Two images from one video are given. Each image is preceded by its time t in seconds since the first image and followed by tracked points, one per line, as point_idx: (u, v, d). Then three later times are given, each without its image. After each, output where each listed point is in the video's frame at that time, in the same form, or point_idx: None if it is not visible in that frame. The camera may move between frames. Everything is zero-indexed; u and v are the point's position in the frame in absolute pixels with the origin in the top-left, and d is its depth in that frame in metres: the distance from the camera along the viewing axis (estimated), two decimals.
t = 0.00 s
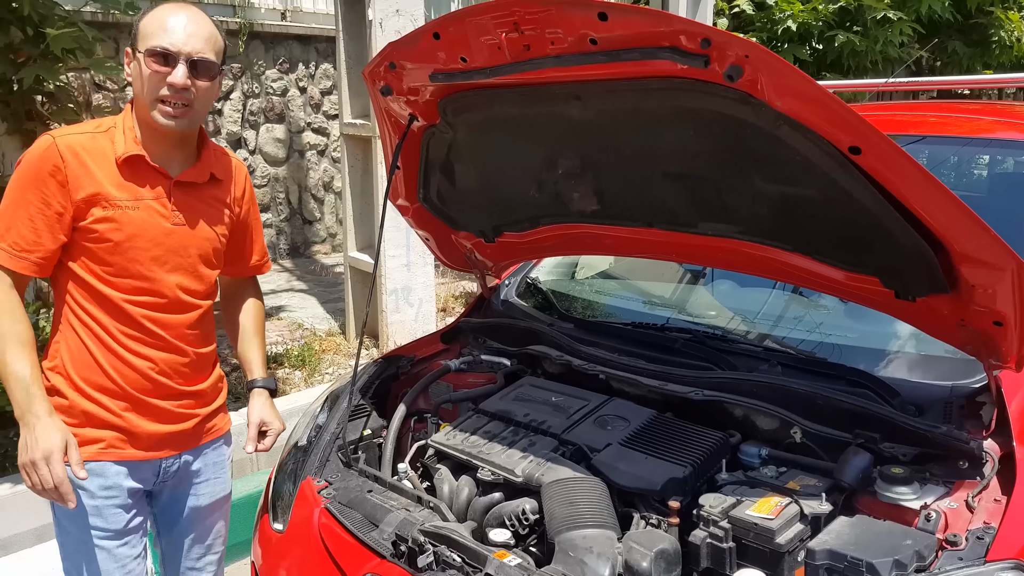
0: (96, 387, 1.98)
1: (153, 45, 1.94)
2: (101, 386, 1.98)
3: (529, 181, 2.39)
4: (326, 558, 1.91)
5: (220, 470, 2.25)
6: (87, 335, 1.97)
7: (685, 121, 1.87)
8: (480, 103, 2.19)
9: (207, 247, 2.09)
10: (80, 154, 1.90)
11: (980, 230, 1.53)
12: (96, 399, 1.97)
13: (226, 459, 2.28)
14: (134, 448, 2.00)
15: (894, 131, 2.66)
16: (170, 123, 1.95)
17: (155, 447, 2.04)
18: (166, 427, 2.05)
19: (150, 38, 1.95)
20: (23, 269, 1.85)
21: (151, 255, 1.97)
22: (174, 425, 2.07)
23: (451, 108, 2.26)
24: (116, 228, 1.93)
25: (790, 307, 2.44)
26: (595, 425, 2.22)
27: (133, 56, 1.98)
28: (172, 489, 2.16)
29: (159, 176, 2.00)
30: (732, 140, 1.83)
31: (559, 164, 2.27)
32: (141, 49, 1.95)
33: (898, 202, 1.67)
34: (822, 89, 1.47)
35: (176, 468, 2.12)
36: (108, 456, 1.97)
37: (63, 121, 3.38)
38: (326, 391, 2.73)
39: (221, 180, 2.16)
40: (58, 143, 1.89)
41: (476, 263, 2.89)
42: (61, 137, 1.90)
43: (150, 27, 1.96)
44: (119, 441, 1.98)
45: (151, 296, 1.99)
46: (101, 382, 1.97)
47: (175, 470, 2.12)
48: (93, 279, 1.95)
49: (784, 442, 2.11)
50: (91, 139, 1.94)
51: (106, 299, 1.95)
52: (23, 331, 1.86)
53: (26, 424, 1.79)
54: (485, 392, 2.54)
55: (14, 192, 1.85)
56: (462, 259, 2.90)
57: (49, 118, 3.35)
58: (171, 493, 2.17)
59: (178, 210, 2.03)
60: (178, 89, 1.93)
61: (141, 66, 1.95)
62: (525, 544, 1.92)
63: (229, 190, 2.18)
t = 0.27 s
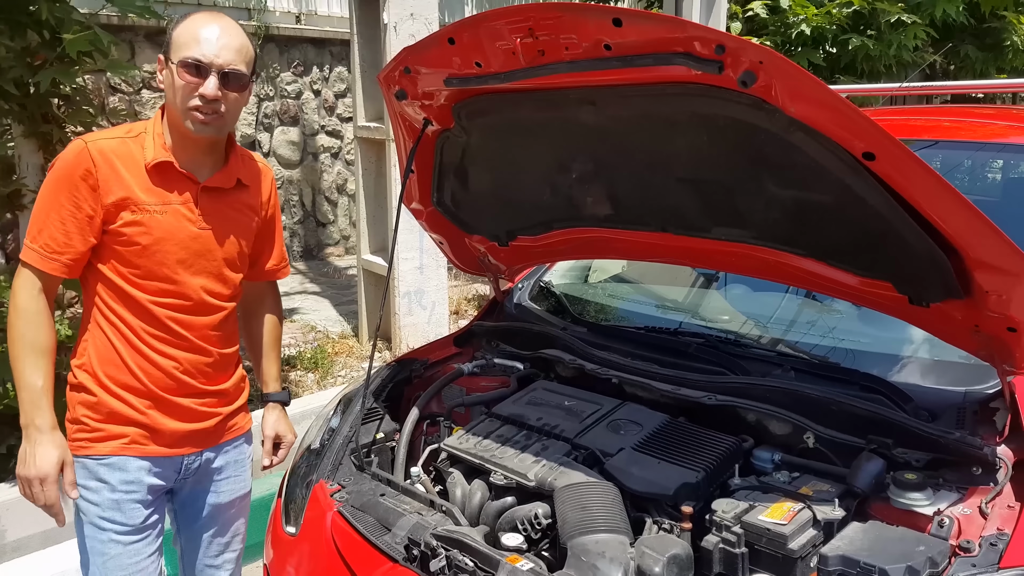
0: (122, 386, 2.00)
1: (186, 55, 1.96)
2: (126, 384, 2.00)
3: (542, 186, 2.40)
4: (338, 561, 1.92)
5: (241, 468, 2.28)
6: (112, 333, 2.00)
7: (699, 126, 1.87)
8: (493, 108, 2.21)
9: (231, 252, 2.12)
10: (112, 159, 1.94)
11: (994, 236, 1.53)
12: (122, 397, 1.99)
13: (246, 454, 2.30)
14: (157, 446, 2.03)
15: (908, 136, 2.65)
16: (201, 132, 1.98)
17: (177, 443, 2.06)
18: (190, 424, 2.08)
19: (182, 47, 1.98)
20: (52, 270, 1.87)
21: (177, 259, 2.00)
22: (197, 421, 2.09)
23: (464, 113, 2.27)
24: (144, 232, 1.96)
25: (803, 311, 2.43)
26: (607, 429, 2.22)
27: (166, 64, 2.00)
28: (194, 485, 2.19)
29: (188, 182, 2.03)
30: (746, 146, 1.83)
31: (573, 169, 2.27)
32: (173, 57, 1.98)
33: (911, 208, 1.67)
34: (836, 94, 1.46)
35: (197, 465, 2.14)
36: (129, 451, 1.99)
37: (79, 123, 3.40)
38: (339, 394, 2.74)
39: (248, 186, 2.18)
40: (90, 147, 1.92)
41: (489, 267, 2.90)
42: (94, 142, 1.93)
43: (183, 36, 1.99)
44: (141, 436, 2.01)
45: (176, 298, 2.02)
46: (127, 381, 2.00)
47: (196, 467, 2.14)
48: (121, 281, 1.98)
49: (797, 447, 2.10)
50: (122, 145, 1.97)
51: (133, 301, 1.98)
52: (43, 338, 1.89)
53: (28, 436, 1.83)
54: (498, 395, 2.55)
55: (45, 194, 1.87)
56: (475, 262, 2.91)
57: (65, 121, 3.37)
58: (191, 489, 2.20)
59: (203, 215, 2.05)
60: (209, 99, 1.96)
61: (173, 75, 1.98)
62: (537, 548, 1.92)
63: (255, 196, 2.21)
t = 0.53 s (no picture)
0: (135, 390, 2.01)
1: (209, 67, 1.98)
2: (139, 389, 2.01)
3: (547, 194, 2.41)
4: (343, 569, 1.92)
5: (252, 473, 2.29)
6: (126, 338, 2.01)
7: (703, 135, 1.87)
8: (499, 116, 2.22)
9: (246, 259, 2.13)
10: (132, 164, 1.95)
11: (998, 245, 1.53)
12: (135, 402, 2.00)
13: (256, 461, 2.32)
14: (168, 452, 2.04)
15: (913, 144, 2.66)
16: (222, 144, 2.00)
17: (188, 450, 2.07)
18: (202, 430, 2.09)
19: (205, 60, 1.99)
20: (71, 273, 1.89)
21: (192, 265, 2.01)
22: (208, 428, 2.10)
23: (470, 121, 2.28)
24: (161, 237, 1.97)
25: (807, 320, 2.43)
26: (612, 437, 2.22)
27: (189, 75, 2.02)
28: (203, 493, 2.20)
29: (207, 190, 2.05)
30: (750, 154, 1.84)
31: (577, 177, 2.28)
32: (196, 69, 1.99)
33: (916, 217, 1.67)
34: (840, 103, 1.47)
35: (208, 471, 2.15)
36: (141, 458, 2.00)
37: (86, 131, 3.42)
38: (345, 402, 2.75)
39: (265, 195, 2.20)
40: (111, 152, 1.94)
41: (495, 275, 2.91)
42: (114, 147, 1.95)
43: (207, 48, 2.00)
44: (152, 443, 2.01)
45: (191, 304, 2.03)
46: (140, 386, 2.01)
47: (206, 473, 2.15)
48: (138, 285, 1.99)
49: (802, 456, 2.10)
50: (142, 152, 1.98)
51: (149, 306, 1.99)
52: (56, 341, 1.89)
53: (36, 438, 1.84)
54: (503, 404, 2.55)
55: (65, 198, 1.89)
56: (480, 270, 2.91)
57: (73, 129, 3.39)
58: (201, 495, 2.20)
59: (219, 222, 2.07)
60: (232, 112, 1.97)
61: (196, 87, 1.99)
62: (542, 557, 1.92)
63: (272, 205, 2.22)
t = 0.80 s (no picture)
0: (137, 399, 2.01)
1: (251, 94, 1.96)
2: (141, 398, 2.01)
3: (544, 204, 2.42)
4: None
5: (250, 484, 2.29)
6: (128, 347, 2.01)
7: (699, 145, 1.89)
8: (497, 126, 2.23)
9: (251, 269, 2.14)
10: (141, 171, 1.96)
11: (993, 254, 1.54)
12: (137, 410, 2.00)
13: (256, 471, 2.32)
14: (168, 463, 2.04)
15: (908, 154, 2.67)
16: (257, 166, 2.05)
17: (188, 460, 2.07)
18: (203, 441, 2.09)
19: (245, 83, 1.96)
20: (76, 279, 1.88)
21: (196, 274, 2.02)
22: (208, 438, 2.11)
23: (468, 131, 2.30)
24: (168, 245, 1.98)
25: (804, 329, 2.44)
26: (609, 446, 2.22)
27: (222, 94, 1.98)
28: (202, 504, 2.20)
29: (216, 200, 2.06)
30: (746, 164, 1.85)
31: (575, 187, 2.29)
32: (236, 91, 1.96)
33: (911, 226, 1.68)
34: (835, 112, 1.48)
35: (207, 481, 2.15)
36: (141, 470, 2.00)
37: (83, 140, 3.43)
38: (343, 411, 2.74)
39: (269, 206, 2.21)
40: (120, 160, 1.94)
41: (493, 283, 2.91)
42: (123, 155, 1.96)
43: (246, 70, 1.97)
44: (152, 454, 2.01)
45: (195, 313, 2.03)
46: (142, 395, 2.01)
47: (206, 484, 2.15)
48: (143, 293, 1.99)
49: (798, 464, 2.10)
50: (149, 160, 1.99)
51: (153, 314, 1.99)
52: (63, 344, 1.87)
53: (50, 439, 1.81)
54: (502, 413, 2.55)
55: (73, 202, 1.88)
56: (478, 279, 2.92)
57: (70, 138, 3.40)
58: (201, 507, 2.20)
59: (227, 230, 2.07)
60: (273, 140, 2.02)
61: (234, 111, 1.97)
62: (539, 567, 1.92)
63: (276, 216, 2.24)
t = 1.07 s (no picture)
0: (140, 403, 2.00)
1: (265, 101, 1.96)
2: (144, 402, 2.00)
3: (543, 206, 2.42)
4: None
5: (253, 488, 2.28)
6: (130, 350, 1.99)
7: (698, 148, 1.88)
8: (495, 128, 2.23)
9: (253, 272, 2.14)
10: (142, 174, 1.96)
11: (991, 257, 1.54)
12: (139, 415, 1.99)
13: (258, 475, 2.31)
14: (171, 467, 2.03)
15: (907, 157, 2.67)
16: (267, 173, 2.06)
17: (191, 464, 2.07)
18: (205, 445, 2.08)
19: (258, 91, 1.96)
20: (78, 282, 1.87)
21: (199, 277, 2.01)
22: (211, 442, 2.10)
23: (466, 133, 2.29)
24: (171, 248, 1.97)
25: (803, 332, 2.43)
26: (608, 450, 2.21)
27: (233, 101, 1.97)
28: (206, 508, 2.19)
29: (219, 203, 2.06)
30: (745, 167, 1.85)
31: (573, 190, 2.29)
32: (250, 99, 1.96)
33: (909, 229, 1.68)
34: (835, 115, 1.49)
35: (211, 485, 2.14)
36: (144, 474, 1.99)
37: (81, 143, 3.42)
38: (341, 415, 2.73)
39: (270, 209, 2.21)
40: (121, 162, 1.93)
41: (491, 287, 2.91)
42: (124, 158, 1.95)
43: (259, 78, 1.97)
44: (155, 458, 2.01)
45: (198, 316, 2.03)
46: (145, 399, 2.00)
47: (210, 487, 2.14)
48: (144, 296, 1.98)
49: (797, 468, 2.09)
50: (149, 164, 1.99)
51: (156, 317, 1.99)
52: (66, 347, 1.86)
53: (58, 442, 1.80)
54: (500, 416, 2.54)
55: (73, 206, 1.87)
56: (476, 282, 2.91)
57: (68, 141, 3.39)
58: (203, 512, 2.20)
59: (229, 233, 2.07)
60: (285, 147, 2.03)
61: (247, 118, 1.97)
62: (537, 571, 1.91)
63: (276, 219, 2.24)
